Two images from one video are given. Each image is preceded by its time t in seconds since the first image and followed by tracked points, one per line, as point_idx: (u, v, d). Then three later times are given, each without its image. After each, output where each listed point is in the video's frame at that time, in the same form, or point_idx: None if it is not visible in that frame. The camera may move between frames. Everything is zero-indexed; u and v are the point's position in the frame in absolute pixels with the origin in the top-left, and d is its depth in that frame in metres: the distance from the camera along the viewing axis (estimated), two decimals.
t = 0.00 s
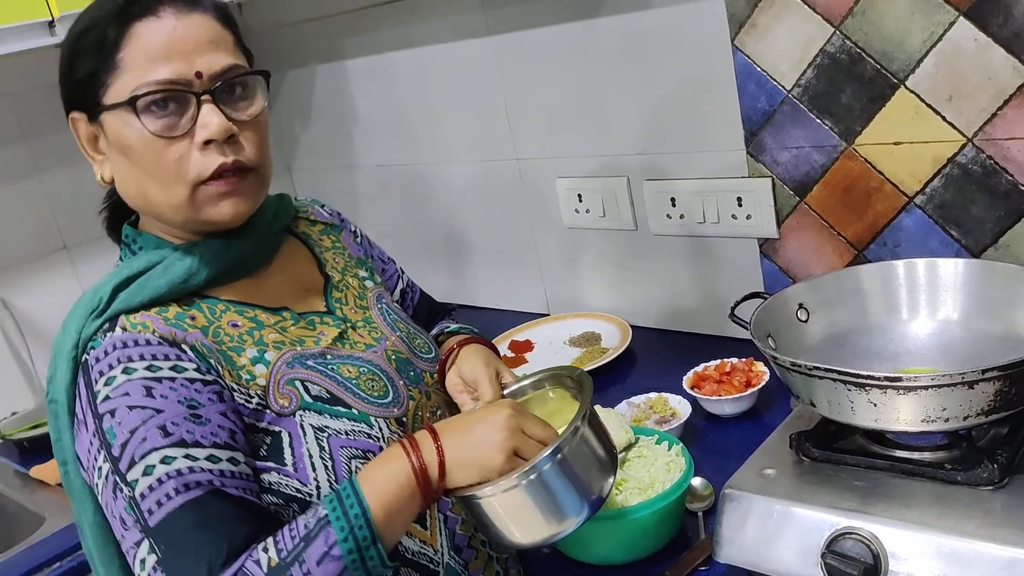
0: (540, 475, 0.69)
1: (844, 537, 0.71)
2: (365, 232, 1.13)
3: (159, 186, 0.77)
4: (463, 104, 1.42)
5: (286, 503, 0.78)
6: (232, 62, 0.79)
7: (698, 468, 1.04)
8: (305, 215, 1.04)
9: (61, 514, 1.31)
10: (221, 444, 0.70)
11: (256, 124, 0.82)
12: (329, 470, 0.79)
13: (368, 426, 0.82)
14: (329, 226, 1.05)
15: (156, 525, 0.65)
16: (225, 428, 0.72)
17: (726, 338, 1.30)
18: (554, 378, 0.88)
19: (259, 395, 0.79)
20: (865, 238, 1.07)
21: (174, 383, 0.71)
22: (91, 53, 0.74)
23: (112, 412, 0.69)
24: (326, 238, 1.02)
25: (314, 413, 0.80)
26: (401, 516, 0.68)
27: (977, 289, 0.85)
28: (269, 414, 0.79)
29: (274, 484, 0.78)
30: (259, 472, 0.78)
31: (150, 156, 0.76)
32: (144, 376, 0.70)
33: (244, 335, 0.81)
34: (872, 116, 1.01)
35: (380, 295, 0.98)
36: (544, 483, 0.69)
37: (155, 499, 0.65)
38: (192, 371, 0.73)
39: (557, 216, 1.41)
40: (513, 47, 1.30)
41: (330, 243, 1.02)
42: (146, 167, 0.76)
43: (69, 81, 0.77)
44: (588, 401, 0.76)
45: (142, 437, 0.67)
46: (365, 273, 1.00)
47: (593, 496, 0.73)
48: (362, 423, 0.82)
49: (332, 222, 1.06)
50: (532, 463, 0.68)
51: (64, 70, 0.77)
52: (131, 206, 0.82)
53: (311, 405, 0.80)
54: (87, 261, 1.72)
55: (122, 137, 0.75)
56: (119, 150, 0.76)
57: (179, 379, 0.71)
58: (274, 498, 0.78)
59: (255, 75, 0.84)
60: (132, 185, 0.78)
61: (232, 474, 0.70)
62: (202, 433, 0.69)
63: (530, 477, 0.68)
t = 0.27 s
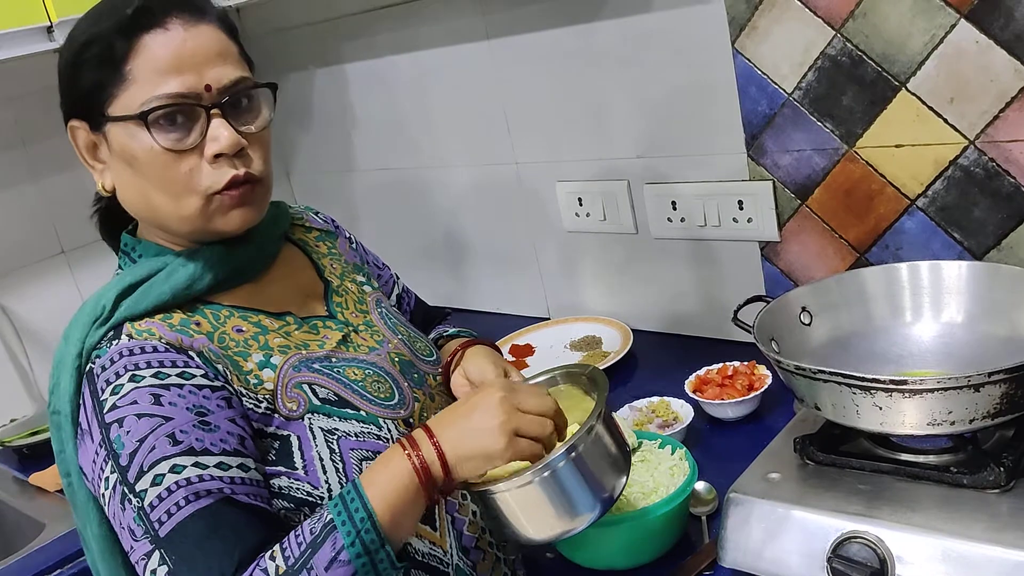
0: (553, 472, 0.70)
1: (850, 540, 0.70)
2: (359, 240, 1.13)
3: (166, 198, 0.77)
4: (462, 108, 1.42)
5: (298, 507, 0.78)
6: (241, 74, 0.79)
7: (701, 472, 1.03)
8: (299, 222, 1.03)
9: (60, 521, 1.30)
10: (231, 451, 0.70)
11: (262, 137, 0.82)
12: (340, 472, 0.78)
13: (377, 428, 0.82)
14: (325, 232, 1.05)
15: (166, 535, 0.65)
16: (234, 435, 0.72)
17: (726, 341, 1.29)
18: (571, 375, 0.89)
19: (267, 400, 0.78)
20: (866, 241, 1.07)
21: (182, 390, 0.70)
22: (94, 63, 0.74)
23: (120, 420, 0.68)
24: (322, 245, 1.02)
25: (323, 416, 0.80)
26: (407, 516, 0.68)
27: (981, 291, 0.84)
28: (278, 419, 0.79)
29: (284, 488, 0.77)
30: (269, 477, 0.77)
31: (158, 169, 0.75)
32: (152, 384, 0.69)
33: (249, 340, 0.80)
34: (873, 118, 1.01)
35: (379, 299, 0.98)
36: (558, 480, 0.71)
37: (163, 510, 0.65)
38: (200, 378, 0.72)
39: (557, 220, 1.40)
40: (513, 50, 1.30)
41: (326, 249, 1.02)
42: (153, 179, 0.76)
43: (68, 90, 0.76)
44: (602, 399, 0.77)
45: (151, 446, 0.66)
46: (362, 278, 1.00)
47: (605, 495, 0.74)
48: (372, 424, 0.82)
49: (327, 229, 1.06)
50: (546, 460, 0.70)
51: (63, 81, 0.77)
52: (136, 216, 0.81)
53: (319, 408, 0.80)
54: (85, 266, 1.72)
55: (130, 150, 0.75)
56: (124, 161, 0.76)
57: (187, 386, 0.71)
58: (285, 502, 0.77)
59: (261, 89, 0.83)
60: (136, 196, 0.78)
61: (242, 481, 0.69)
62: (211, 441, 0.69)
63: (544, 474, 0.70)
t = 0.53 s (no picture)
0: (563, 471, 0.69)
1: (851, 540, 0.70)
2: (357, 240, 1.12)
3: (166, 198, 0.76)
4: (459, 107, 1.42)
5: (298, 510, 0.77)
6: (241, 73, 0.78)
7: (699, 472, 1.03)
8: (297, 222, 1.03)
9: (55, 524, 1.29)
10: (227, 458, 0.69)
11: (262, 137, 0.82)
12: (340, 474, 0.78)
13: (378, 430, 0.82)
14: (322, 232, 1.04)
15: (159, 544, 0.64)
16: (231, 441, 0.71)
17: (725, 340, 1.29)
18: (580, 373, 0.88)
19: (267, 402, 0.77)
20: (865, 239, 1.07)
21: (178, 395, 0.69)
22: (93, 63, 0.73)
23: (116, 426, 0.67)
24: (319, 245, 1.01)
25: (323, 418, 0.79)
26: (400, 527, 0.68)
27: (980, 289, 0.84)
28: (278, 421, 0.78)
29: (284, 491, 0.76)
30: (268, 480, 0.76)
31: (159, 169, 0.74)
32: (148, 389, 0.68)
33: (248, 342, 0.80)
34: (871, 116, 1.00)
35: (378, 300, 0.97)
36: (567, 477, 0.70)
37: (156, 519, 0.64)
38: (197, 383, 0.71)
39: (555, 220, 1.40)
40: (510, 49, 1.29)
41: (323, 249, 1.01)
42: (153, 180, 0.75)
43: (63, 90, 0.76)
44: (612, 401, 0.76)
45: (145, 453, 0.65)
46: (360, 278, 0.99)
47: (614, 491, 0.73)
48: (373, 426, 0.82)
49: (324, 228, 1.05)
50: (555, 457, 0.69)
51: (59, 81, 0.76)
52: (135, 216, 0.80)
53: (320, 410, 0.79)
54: (80, 268, 1.71)
55: (131, 151, 0.74)
56: (124, 161, 0.75)
57: (184, 392, 0.70)
58: (285, 506, 0.76)
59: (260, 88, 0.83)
60: (136, 196, 0.77)
61: (237, 488, 0.68)
62: (207, 448, 0.68)
63: (553, 472, 0.69)
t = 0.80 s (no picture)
0: (569, 480, 0.69)
1: (850, 541, 0.69)
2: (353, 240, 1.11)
3: (188, 202, 0.75)
4: (455, 107, 1.41)
5: (295, 514, 0.77)
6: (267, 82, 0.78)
7: (697, 473, 1.02)
8: (292, 222, 1.02)
9: (49, 527, 1.28)
10: (222, 460, 0.68)
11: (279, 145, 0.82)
12: (336, 477, 0.77)
13: (374, 433, 0.81)
14: (318, 232, 1.03)
15: (156, 548, 0.64)
16: (226, 443, 0.70)
17: (722, 340, 1.29)
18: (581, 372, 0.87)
19: (263, 404, 0.77)
20: (863, 237, 1.06)
21: (172, 398, 0.68)
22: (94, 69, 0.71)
23: (109, 430, 0.66)
24: (315, 245, 1.01)
25: (319, 421, 0.78)
26: (399, 526, 0.68)
27: (979, 288, 0.84)
28: (272, 424, 0.77)
29: (281, 495, 0.76)
30: (264, 484, 0.76)
31: (185, 174, 0.73)
32: (142, 392, 0.68)
33: (242, 345, 0.79)
34: (869, 115, 1.00)
35: (374, 301, 0.97)
36: (576, 487, 0.69)
37: (153, 522, 0.64)
38: (191, 386, 0.70)
39: (552, 219, 1.39)
40: (506, 49, 1.29)
41: (319, 249, 1.00)
42: (176, 184, 0.73)
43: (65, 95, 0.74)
44: (614, 401, 0.75)
45: (139, 456, 0.65)
46: (356, 279, 0.99)
47: (621, 496, 0.72)
48: (369, 429, 0.81)
49: (320, 228, 1.04)
50: (563, 469, 0.68)
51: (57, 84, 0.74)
52: (141, 217, 0.78)
53: (315, 413, 0.78)
54: (74, 269, 1.70)
55: (153, 153, 0.72)
56: (145, 163, 0.73)
57: (178, 394, 0.69)
58: (282, 510, 0.77)
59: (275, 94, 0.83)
60: (149, 198, 0.75)
61: (234, 490, 0.68)
62: (202, 450, 0.67)
63: (564, 481, 0.69)
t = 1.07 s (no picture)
0: (570, 476, 0.69)
1: (847, 543, 0.69)
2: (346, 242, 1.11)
3: (203, 206, 0.74)
4: (452, 108, 1.41)
5: (290, 518, 0.76)
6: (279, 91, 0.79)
7: (694, 474, 1.02)
8: (286, 225, 1.02)
9: (44, 530, 1.28)
10: (217, 465, 0.68)
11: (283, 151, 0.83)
12: (332, 480, 0.77)
13: (370, 437, 0.81)
14: (313, 234, 1.02)
15: (150, 553, 0.63)
16: (220, 447, 0.70)
17: (719, 341, 1.28)
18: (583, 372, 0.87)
19: (258, 408, 0.77)
20: (859, 238, 1.06)
21: (166, 402, 0.68)
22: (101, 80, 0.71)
23: (103, 435, 0.66)
24: (310, 247, 1.00)
25: (314, 425, 0.78)
26: (391, 526, 0.67)
27: (975, 289, 0.84)
28: (268, 428, 0.77)
29: (275, 499, 0.76)
30: (258, 488, 0.76)
31: (203, 178, 0.73)
32: (136, 396, 0.67)
33: (238, 349, 0.79)
34: (864, 115, 1.00)
35: (368, 304, 0.96)
36: (575, 484, 0.69)
37: (147, 527, 0.63)
38: (186, 390, 0.70)
39: (548, 221, 1.39)
40: (502, 50, 1.29)
41: (314, 251, 1.00)
42: (193, 187, 0.73)
43: (67, 102, 0.74)
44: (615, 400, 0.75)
45: (133, 461, 0.65)
46: (351, 282, 0.98)
47: (621, 494, 0.72)
48: (365, 433, 0.81)
49: (314, 230, 1.04)
50: (562, 464, 0.68)
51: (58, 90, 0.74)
52: (148, 220, 0.77)
53: (311, 416, 0.78)
54: (70, 272, 1.70)
55: (171, 156, 0.72)
56: (162, 165, 0.72)
57: (172, 398, 0.69)
58: (276, 514, 0.76)
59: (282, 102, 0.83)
60: (163, 200, 0.74)
61: (229, 495, 0.67)
62: (196, 454, 0.67)
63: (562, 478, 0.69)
